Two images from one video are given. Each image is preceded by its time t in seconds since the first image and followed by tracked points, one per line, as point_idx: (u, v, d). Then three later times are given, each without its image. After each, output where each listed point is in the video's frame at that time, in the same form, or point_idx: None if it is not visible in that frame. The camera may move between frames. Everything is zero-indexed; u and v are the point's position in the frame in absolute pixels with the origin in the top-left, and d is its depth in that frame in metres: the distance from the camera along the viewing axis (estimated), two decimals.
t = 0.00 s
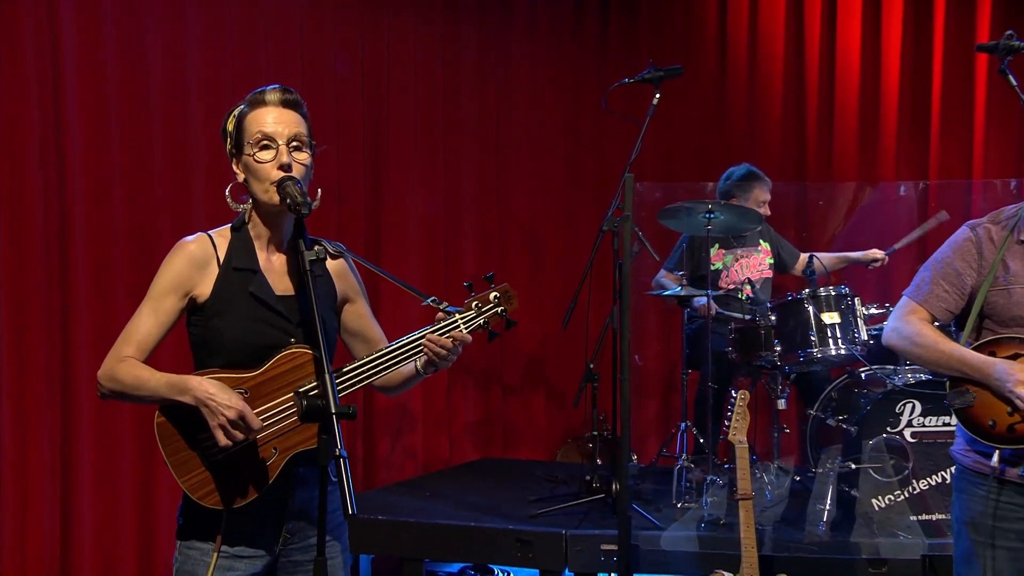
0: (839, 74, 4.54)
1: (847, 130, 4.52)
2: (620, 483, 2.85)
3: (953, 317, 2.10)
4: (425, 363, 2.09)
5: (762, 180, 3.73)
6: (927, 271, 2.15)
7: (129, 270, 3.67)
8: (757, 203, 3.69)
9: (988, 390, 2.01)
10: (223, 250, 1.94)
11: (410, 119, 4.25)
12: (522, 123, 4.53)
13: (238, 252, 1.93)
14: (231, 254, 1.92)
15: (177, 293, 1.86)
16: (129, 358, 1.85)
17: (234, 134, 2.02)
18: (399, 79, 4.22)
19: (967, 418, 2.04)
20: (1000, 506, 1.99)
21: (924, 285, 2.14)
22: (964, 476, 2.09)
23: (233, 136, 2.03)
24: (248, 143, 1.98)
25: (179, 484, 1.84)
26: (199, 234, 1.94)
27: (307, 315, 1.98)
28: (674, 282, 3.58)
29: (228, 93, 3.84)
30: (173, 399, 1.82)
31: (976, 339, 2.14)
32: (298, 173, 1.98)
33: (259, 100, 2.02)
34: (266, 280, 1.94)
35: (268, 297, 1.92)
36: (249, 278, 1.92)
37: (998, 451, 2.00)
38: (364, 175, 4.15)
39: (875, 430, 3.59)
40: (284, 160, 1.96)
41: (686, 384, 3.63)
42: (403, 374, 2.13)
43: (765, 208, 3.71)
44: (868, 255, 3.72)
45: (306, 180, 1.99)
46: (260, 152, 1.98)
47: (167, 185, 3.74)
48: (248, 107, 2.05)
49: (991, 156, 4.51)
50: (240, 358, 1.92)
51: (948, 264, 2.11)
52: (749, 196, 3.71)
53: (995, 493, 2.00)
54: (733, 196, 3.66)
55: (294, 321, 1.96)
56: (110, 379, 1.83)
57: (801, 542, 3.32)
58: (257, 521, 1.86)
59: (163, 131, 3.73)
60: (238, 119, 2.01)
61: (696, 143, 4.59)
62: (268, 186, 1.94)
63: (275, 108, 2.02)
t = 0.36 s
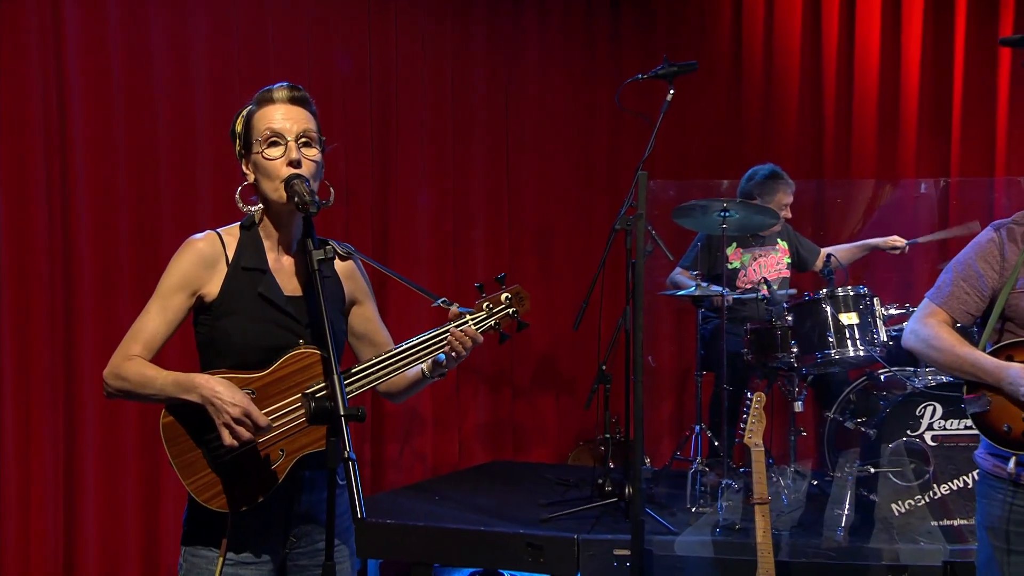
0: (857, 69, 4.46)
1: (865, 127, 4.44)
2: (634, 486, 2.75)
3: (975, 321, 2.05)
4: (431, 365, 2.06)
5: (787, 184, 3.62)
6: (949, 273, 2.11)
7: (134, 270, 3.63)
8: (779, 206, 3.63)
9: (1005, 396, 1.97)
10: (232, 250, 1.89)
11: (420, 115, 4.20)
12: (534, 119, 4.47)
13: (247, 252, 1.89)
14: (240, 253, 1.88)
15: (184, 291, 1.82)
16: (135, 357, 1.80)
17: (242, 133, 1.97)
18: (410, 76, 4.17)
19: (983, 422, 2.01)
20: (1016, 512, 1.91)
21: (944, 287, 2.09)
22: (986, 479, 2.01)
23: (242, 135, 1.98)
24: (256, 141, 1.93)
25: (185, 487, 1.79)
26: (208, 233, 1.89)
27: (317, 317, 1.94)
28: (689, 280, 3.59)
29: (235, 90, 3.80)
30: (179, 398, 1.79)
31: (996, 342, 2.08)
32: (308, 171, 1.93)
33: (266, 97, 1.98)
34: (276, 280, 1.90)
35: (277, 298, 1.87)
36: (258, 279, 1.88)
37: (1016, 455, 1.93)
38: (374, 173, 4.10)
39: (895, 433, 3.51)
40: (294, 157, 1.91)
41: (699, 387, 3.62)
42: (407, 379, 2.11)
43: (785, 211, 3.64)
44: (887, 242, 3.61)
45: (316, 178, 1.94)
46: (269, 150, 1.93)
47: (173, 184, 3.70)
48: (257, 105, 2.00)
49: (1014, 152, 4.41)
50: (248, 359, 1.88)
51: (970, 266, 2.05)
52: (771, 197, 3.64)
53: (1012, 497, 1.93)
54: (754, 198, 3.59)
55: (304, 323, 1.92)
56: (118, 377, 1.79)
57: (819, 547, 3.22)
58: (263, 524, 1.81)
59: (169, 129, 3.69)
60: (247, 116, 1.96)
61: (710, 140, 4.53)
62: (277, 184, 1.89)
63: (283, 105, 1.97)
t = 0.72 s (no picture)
0: (875, 65, 4.39)
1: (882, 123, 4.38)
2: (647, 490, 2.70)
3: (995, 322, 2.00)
4: (441, 363, 2.00)
5: (803, 179, 3.57)
6: (966, 272, 2.04)
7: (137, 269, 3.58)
8: (795, 202, 3.58)
9: None
10: (239, 247, 1.84)
11: (429, 112, 4.14)
12: (544, 116, 4.40)
13: (255, 249, 1.84)
14: (247, 251, 1.83)
15: (192, 290, 1.76)
16: (143, 357, 1.74)
17: (248, 128, 1.91)
18: (419, 71, 4.12)
19: (1002, 426, 1.93)
20: None
21: (962, 287, 2.03)
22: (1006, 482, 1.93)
23: (247, 130, 1.92)
24: (262, 135, 1.88)
25: (195, 489, 1.73)
26: (214, 230, 1.84)
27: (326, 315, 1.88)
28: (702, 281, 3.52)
29: (240, 86, 3.74)
30: (189, 399, 1.72)
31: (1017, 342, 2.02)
32: (314, 166, 1.87)
33: (272, 91, 1.92)
34: (284, 279, 1.85)
35: (286, 296, 1.82)
36: (266, 277, 1.83)
37: None
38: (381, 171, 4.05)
39: (913, 436, 3.42)
40: (299, 151, 1.86)
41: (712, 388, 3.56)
42: (418, 376, 2.04)
43: (801, 207, 3.60)
44: (908, 255, 3.52)
45: (322, 173, 1.89)
46: (275, 144, 1.87)
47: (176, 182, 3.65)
48: (262, 100, 1.94)
49: None
50: (257, 358, 1.82)
51: (986, 266, 1.99)
52: (786, 194, 3.59)
53: None
54: (769, 194, 3.52)
55: (313, 321, 1.87)
56: (126, 378, 1.73)
57: (835, 552, 3.17)
58: (276, 525, 1.77)
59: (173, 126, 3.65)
60: (252, 110, 1.90)
61: (723, 138, 4.46)
62: (282, 179, 1.84)
63: (289, 100, 1.91)
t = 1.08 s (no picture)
0: (893, 61, 4.31)
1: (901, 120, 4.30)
2: (658, 492, 2.58)
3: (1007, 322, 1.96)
4: (451, 366, 1.95)
5: (817, 173, 3.54)
6: (979, 272, 2.00)
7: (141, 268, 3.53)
8: (812, 197, 3.54)
9: None
10: (244, 250, 1.78)
11: (439, 108, 4.08)
12: (555, 113, 4.34)
13: (260, 251, 1.78)
14: (252, 254, 1.77)
15: (197, 294, 1.71)
16: (149, 363, 1.70)
17: (252, 127, 1.86)
18: (430, 68, 4.06)
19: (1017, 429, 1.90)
20: None
21: (975, 288, 1.99)
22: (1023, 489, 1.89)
23: (252, 129, 1.86)
24: (266, 134, 1.82)
25: (203, 497, 1.67)
26: (218, 233, 1.79)
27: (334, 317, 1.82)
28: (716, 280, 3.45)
29: (247, 83, 3.69)
30: (193, 405, 1.67)
31: None
32: (320, 166, 1.81)
33: (278, 89, 1.86)
34: (291, 281, 1.79)
35: (293, 299, 1.76)
36: (272, 280, 1.77)
37: None
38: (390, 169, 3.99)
39: (933, 439, 3.33)
40: (305, 152, 1.80)
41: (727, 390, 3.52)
42: (427, 379, 1.99)
43: (818, 201, 3.55)
44: (928, 253, 3.44)
45: (328, 174, 1.83)
46: (280, 143, 1.81)
47: (181, 180, 3.60)
48: (267, 98, 1.88)
49: None
50: (264, 363, 1.76)
51: (1000, 266, 1.95)
52: (803, 189, 3.55)
53: None
54: (784, 189, 3.48)
55: (320, 323, 1.81)
56: (132, 386, 1.69)
57: (852, 557, 3.10)
58: (288, 532, 1.72)
59: (179, 123, 3.60)
60: (256, 108, 1.85)
61: (738, 135, 4.38)
62: (288, 178, 1.78)
63: (295, 98, 1.85)
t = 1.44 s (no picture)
0: (913, 56, 4.23)
1: (920, 117, 4.23)
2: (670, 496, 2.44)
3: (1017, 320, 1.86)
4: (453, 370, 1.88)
5: (835, 171, 3.42)
6: (990, 268, 1.89)
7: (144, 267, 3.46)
8: (829, 195, 3.42)
9: None
10: (247, 252, 1.72)
11: (449, 105, 4.02)
12: (564, 111, 4.28)
13: (264, 251, 1.72)
14: (256, 255, 1.70)
15: (199, 297, 1.65)
16: (153, 368, 1.65)
17: (257, 122, 1.79)
18: (440, 63, 3.99)
19: None
20: None
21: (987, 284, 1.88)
22: None
23: (257, 125, 1.80)
24: (272, 130, 1.75)
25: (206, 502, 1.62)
26: (221, 234, 1.72)
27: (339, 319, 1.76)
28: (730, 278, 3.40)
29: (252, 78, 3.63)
30: (193, 403, 1.61)
31: None
32: (328, 164, 1.75)
33: (284, 84, 1.79)
34: (295, 282, 1.73)
35: (297, 300, 1.70)
36: (276, 281, 1.71)
37: None
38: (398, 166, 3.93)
39: (954, 442, 3.22)
40: (312, 148, 1.73)
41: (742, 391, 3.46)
42: (429, 385, 1.92)
43: (835, 199, 3.44)
44: (950, 245, 3.34)
45: (335, 172, 1.76)
46: (286, 140, 1.75)
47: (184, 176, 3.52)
48: (273, 94, 1.82)
49: None
50: (268, 365, 1.70)
51: (1008, 264, 1.86)
52: (819, 187, 3.44)
53: None
54: (800, 187, 3.41)
55: (325, 325, 1.74)
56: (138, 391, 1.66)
57: (871, 563, 2.97)
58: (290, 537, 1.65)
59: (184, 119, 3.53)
60: (262, 104, 1.78)
61: (752, 132, 4.32)
62: (294, 176, 1.71)
63: (301, 94, 1.78)
